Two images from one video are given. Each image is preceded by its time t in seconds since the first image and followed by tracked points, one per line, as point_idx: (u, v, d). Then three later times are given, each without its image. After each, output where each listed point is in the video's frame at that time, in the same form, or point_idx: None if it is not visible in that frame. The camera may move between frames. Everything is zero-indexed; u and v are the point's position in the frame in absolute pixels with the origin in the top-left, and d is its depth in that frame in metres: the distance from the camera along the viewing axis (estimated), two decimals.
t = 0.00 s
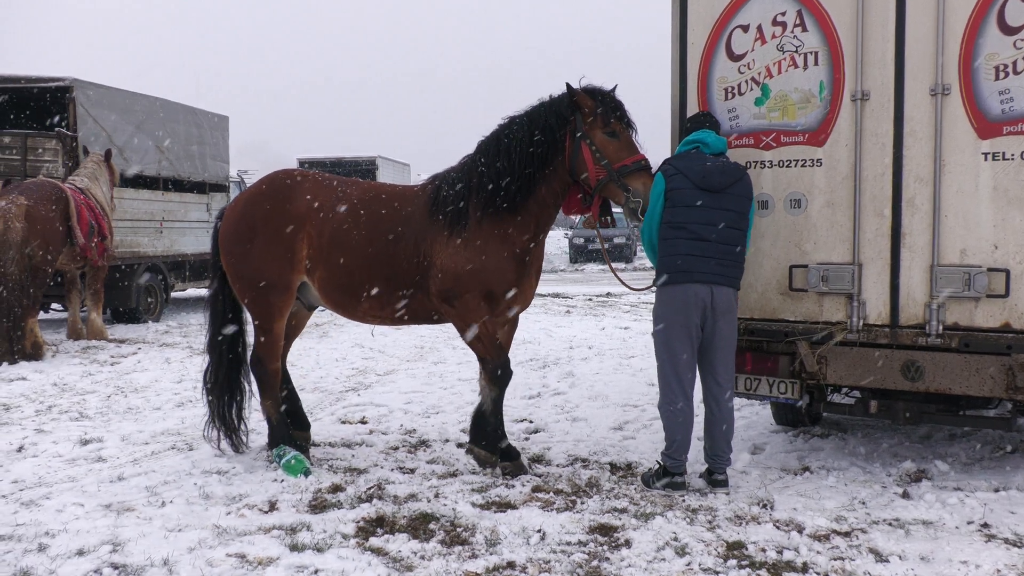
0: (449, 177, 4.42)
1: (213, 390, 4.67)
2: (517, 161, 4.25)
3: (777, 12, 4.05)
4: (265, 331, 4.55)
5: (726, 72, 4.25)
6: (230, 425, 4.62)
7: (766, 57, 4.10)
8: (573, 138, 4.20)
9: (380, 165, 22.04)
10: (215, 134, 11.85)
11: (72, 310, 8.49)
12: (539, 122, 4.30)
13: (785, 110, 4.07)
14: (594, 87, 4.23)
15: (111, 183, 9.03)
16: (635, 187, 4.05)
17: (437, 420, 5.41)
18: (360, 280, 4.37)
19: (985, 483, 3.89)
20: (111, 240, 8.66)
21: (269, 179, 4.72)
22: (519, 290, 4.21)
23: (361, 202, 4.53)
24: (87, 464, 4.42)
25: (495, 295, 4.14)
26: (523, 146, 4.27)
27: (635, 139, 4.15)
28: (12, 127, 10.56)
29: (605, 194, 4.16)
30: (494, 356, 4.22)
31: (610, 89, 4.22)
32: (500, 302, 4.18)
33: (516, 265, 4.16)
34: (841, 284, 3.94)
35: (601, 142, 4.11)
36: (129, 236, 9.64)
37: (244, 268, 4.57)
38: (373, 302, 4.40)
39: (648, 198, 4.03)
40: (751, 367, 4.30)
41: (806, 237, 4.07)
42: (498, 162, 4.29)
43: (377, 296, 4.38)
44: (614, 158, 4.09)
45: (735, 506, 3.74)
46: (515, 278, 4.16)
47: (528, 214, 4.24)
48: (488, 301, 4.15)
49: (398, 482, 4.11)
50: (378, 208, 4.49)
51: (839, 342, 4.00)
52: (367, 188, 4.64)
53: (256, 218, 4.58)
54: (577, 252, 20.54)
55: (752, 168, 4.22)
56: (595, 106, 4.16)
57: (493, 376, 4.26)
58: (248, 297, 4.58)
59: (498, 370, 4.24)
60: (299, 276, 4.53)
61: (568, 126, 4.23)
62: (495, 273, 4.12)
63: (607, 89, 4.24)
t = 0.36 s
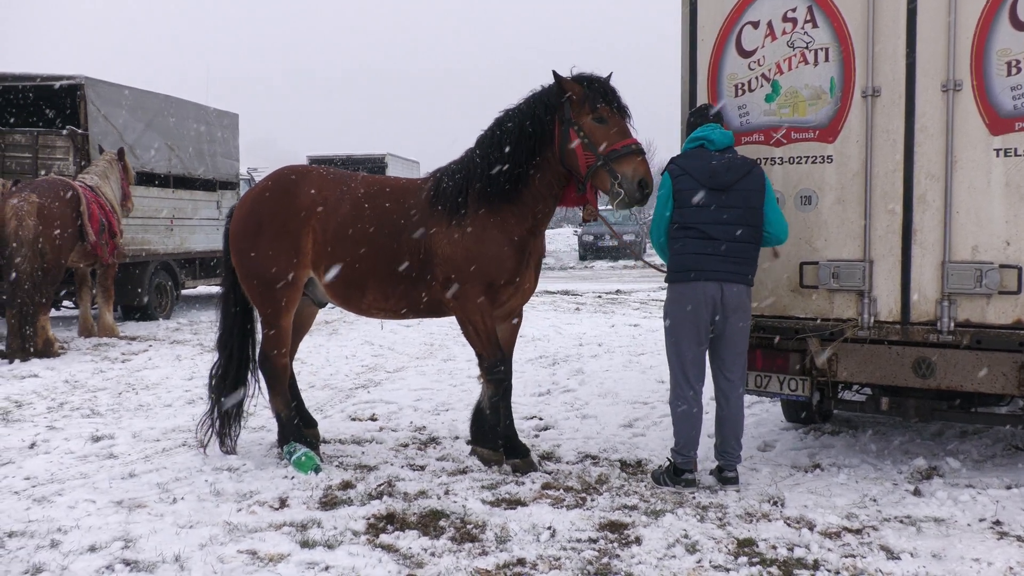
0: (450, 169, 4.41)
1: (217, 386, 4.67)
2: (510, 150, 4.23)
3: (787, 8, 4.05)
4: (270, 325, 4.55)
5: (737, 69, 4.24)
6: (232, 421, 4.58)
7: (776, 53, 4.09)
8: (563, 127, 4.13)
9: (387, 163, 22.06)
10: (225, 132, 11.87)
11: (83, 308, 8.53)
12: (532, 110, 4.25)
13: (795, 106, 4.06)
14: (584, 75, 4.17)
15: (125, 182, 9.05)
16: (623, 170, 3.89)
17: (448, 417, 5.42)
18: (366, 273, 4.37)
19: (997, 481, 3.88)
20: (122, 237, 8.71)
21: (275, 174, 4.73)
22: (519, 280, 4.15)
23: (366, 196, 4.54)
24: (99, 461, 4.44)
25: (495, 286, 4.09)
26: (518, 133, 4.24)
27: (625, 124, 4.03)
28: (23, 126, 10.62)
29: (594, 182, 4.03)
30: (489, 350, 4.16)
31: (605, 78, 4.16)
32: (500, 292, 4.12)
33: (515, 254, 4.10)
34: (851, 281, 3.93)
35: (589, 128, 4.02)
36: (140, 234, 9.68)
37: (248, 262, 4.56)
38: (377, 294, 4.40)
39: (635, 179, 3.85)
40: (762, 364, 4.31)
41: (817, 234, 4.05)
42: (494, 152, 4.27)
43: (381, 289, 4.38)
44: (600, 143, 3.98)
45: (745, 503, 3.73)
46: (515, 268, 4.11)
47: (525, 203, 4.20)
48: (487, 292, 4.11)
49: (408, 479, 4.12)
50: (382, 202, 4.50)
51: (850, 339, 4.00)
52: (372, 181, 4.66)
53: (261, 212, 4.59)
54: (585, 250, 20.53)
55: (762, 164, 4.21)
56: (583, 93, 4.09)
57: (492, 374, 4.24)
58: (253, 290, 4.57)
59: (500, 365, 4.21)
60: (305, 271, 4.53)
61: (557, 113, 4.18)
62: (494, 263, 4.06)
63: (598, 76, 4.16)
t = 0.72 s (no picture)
0: (455, 168, 4.38)
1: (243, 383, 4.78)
2: (513, 151, 4.17)
3: (796, 6, 4.04)
4: (281, 323, 4.59)
5: (745, 67, 4.23)
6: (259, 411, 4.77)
7: (785, 52, 4.08)
8: (564, 131, 4.05)
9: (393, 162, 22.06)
10: (233, 131, 11.87)
11: (91, 307, 8.56)
12: (533, 112, 4.20)
13: (804, 104, 4.05)
14: (586, 77, 4.06)
15: (136, 182, 9.10)
16: (621, 179, 3.79)
17: (456, 416, 5.42)
18: (372, 272, 4.36)
19: (1006, 480, 3.86)
20: (129, 237, 8.72)
21: (285, 175, 4.77)
22: (525, 280, 4.09)
23: (372, 195, 4.55)
24: (108, 460, 4.45)
25: (503, 284, 4.04)
26: (520, 135, 4.19)
27: (625, 129, 3.90)
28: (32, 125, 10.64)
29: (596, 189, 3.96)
30: (494, 352, 4.12)
31: (609, 79, 4.04)
32: (509, 291, 4.07)
33: (520, 252, 4.04)
34: (860, 279, 3.92)
35: (587, 134, 3.92)
36: (148, 233, 9.70)
37: (260, 262, 4.61)
38: (383, 293, 4.39)
39: (632, 189, 3.75)
40: (770, 363, 4.30)
41: (826, 233, 4.04)
42: (496, 153, 4.22)
43: (387, 287, 4.37)
44: (599, 152, 3.89)
45: (754, 502, 3.73)
46: (520, 267, 4.05)
47: (528, 205, 4.14)
48: (495, 292, 4.06)
49: (416, 478, 4.12)
50: (389, 201, 4.50)
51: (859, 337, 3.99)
52: (380, 181, 4.66)
53: (271, 213, 4.64)
54: (591, 248, 20.50)
55: (770, 163, 4.20)
56: (583, 97, 3.97)
57: (501, 374, 4.18)
58: (265, 290, 4.61)
59: (504, 365, 4.17)
60: (315, 270, 4.56)
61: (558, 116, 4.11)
62: (501, 262, 4.02)
63: (600, 79, 4.03)
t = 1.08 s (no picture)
0: (458, 162, 4.36)
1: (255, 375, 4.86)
2: (510, 143, 4.13)
3: (801, 3, 4.03)
4: (287, 320, 4.63)
5: (750, 64, 4.23)
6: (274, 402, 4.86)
7: (790, 49, 4.08)
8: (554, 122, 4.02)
9: (397, 161, 22.08)
10: (237, 129, 11.87)
11: (97, 306, 8.57)
12: (528, 103, 4.17)
13: (809, 101, 4.04)
14: (573, 64, 4.00)
15: (144, 181, 9.12)
16: (603, 169, 3.74)
17: (460, 414, 5.42)
18: (374, 269, 4.37)
19: (1012, 478, 3.86)
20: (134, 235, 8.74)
21: (292, 172, 4.81)
22: (526, 274, 4.04)
23: (376, 191, 4.56)
24: (113, 458, 4.46)
25: (503, 280, 4.00)
26: (516, 127, 4.16)
27: (609, 116, 3.83)
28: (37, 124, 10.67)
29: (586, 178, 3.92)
30: (491, 353, 4.10)
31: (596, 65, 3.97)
32: (509, 286, 4.03)
33: (518, 246, 3.99)
34: (866, 277, 3.92)
35: (571, 125, 3.89)
36: (153, 232, 9.71)
37: (268, 259, 4.67)
38: (387, 290, 4.39)
39: (613, 179, 3.69)
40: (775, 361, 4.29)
41: (831, 230, 4.04)
42: (494, 146, 4.19)
43: (390, 285, 4.36)
44: (583, 139, 3.84)
45: (758, 500, 3.72)
46: (520, 261, 3.99)
47: (529, 197, 4.08)
48: (495, 289, 4.02)
49: (421, 476, 4.12)
50: (391, 196, 4.50)
51: (864, 335, 3.99)
52: (384, 178, 4.67)
53: (279, 211, 4.69)
54: (595, 247, 20.49)
55: (775, 161, 4.19)
56: (568, 85, 3.93)
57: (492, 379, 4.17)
58: (272, 286, 4.66)
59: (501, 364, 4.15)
60: (318, 269, 4.59)
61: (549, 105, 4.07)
62: (500, 257, 3.97)
63: (585, 65, 3.96)
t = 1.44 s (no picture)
0: (460, 159, 4.36)
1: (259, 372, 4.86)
2: (505, 137, 4.11)
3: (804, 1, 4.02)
4: (293, 317, 4.64)
5: (754, 62, 4.22)
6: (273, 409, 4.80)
7: (793, 47, 4.07)
8: (533, 114, 4.05)
9: (401, 158, 22.14)
10: (240, 127, 11.87)
11: (100, 303, 8.59)
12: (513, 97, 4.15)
13: (812, 99, 4.04)
14: (546, 53, 4.04)
15: (149, 178, 9.16)
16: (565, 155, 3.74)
17: (463, 412, 5.43)
18: (377, 267, 4.37)
19: (1014, 476, 3.86)
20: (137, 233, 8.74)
21: (299, 170, 4.83)
22: (531, 269, 4.04)
23: (380, 189, 4.56)
24: (116, 455, 4.47)
25: (505, 277, 4.00)
26: (504, 120, 4.13)
27: (573, 101, 3.83)
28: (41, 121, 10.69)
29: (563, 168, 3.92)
30: (492, 352, 4.10)
31: (565, 52, 3.98)
32: (511, 283, 4.02)
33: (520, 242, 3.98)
34: (869, 275, 3.91)
35: (541, 114, 3.92)
36: (157, 229, 9.73)
37: (273, 257, 4.70)
38: (390, 289, 4.39)
39: (571, 165, 3.67)
40: (778, 359, 4.30)
41: (834, 228, 4.04)
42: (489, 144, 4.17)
43: (393, 284, 4.37)
44: (551, 129, 3.86)
45: (761, 498, 3.72)
46: (523, 256, 3.99)
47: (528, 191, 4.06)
48: (499, 287, 4.02)
49: (423, 474, 4.12)
50: (394, 193, 4.51)
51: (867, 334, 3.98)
52: (389, 176, 4.68)
53: (284, 208, 4.72)
54: (598, 244, 20.49)
55: (779, 159, 4.19)
56: (539, 75, 3.97)
57: (495, 378, 4.17)
58: (279, 282, 4.69)
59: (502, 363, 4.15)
60: (322, 266, 4.59)
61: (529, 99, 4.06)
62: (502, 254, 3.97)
63: (555, 53, 3.97)
